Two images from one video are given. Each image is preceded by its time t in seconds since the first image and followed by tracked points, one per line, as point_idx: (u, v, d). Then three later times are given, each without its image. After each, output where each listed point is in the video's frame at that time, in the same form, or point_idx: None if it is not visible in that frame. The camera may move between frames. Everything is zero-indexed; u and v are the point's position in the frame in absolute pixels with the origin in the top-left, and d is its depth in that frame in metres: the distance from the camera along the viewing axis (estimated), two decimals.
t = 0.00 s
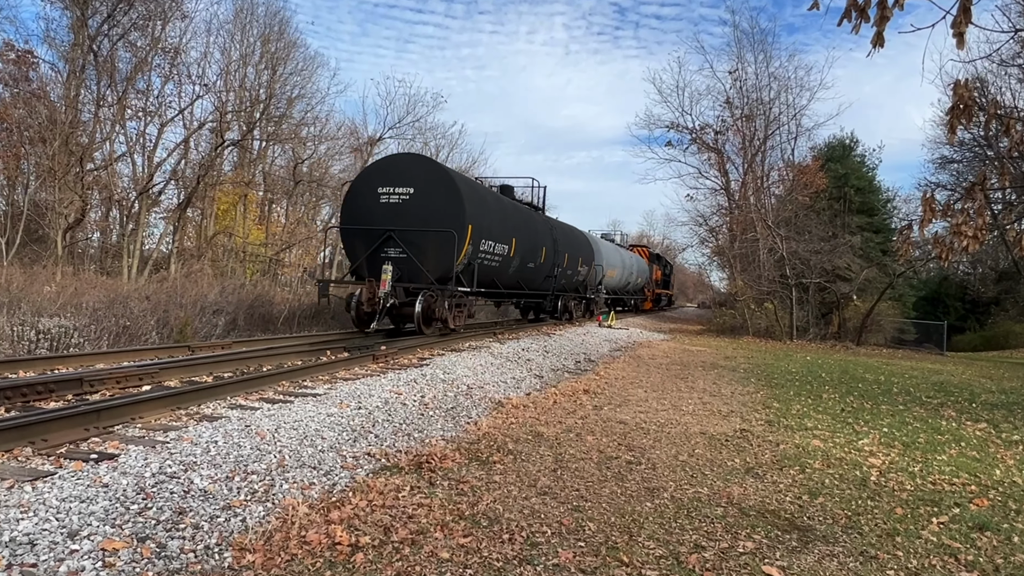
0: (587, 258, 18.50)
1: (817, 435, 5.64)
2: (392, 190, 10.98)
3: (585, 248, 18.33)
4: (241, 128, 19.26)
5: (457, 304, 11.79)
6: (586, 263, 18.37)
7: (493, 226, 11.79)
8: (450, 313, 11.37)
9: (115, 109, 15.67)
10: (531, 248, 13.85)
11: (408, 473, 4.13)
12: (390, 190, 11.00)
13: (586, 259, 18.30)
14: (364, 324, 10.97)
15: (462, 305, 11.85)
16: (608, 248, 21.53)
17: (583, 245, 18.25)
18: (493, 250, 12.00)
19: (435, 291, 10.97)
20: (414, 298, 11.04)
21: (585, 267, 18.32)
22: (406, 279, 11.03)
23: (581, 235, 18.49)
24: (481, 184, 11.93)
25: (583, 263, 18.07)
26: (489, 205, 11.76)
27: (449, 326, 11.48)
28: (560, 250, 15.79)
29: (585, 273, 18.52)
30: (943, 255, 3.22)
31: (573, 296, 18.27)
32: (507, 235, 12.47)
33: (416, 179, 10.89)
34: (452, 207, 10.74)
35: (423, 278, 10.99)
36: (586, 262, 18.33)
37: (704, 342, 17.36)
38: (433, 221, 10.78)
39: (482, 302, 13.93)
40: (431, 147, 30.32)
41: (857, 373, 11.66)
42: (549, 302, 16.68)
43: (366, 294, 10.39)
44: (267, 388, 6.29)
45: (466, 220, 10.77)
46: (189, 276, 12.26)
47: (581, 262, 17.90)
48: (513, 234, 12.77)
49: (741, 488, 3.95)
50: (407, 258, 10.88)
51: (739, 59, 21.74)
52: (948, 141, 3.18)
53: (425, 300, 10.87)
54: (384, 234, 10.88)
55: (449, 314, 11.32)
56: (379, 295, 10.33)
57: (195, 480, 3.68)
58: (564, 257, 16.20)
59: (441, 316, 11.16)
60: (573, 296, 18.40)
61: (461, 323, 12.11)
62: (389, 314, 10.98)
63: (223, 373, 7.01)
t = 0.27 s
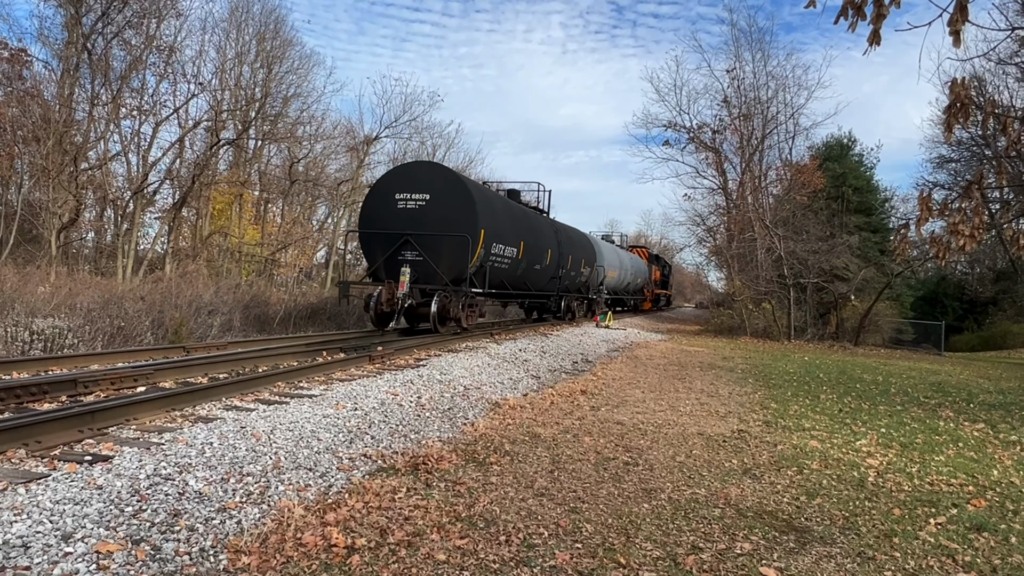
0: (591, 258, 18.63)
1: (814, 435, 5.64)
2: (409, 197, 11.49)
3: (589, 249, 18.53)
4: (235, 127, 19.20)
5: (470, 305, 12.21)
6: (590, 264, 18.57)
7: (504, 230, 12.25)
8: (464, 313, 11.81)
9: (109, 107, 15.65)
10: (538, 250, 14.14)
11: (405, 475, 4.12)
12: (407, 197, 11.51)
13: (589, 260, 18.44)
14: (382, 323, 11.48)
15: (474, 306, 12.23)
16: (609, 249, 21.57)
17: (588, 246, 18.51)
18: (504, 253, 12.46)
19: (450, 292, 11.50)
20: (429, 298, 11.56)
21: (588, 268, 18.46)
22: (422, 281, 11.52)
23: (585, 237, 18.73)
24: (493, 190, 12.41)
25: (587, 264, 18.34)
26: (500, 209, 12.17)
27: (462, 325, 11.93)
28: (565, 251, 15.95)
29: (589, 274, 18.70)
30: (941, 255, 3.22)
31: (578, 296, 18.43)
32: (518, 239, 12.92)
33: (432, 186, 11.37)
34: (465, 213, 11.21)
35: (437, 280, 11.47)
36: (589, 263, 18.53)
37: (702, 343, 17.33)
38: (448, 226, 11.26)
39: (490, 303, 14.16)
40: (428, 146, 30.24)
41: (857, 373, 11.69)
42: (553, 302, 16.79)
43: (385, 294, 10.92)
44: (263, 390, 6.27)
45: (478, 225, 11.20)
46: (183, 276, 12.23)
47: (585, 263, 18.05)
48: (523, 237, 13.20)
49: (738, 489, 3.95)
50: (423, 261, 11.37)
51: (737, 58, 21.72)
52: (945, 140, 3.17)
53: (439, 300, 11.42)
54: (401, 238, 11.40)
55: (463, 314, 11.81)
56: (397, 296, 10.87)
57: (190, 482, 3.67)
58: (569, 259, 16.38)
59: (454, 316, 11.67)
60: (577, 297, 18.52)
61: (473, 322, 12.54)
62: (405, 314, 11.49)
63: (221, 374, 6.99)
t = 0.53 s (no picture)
0: (593, 259, 18.78)
1: (810, 434, 5.64)
2: (424, 202, 11.82)
3: (592, 250, 18.68)
4: (231, 126, 19.16)
5: (481, 304, 12.77)
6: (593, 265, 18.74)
7: (515, 234, 12.59)
8: (476, 311, 12.38)
9: (105, 107, 15.60)
10: (545, 252, 14.36)
11: (402, 474, 4.11)
12: (422, 202, 11.84)
13: (592, 260, 18.54)
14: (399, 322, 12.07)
15: (485, 305, 12.78)
16: (609, 249, 21.63)
17: (591, 247, 18.70)
18: (514, 256, 12.78)
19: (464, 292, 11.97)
20: (443, 298, 11.99)
21: (591, 268, 18.58)
22: (436, 282, 11.85)
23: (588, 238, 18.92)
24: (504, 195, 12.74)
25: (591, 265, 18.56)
26: (510, 213, 12.51)
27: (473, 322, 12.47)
28: (569, 253, 16.07)
29: (592, 274, 18.88)
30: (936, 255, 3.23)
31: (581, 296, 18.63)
32: (527, 242, 13.24)
33: (446, 192, 11.72)
34: (478, 217, 11.56)
35: (451, 281, 11.80)
36: (592, 263, 18.67)
37: (699, 342, 17.29)
38: (461, 230, 11.59)
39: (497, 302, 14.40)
40: (424, 145, 30.23)
41: (853, 372, 11.72)
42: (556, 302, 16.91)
43: (403, 294, 11.54)
44: (260, 389, 6.26)
45: (490, 229, 11.57)
46: (179, 276, 12.20)
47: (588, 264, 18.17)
48: (532, 240, 13.53)
49: (736, 488, 3.95)
50: (437, 264, 11.69)
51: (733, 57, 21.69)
52: (941, 139, 3.17)
53: (454, 300, 11.95)
54: (417, 241, 11.72)
55: (474, 312, 12.38)
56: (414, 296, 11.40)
57: (186, 482, 3.66)
58: (573, 260, 16.50)
59: (466, 314, 12.18)
60: (579, 296, 18.64)
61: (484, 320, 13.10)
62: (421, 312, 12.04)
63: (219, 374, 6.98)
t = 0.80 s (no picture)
0: (596, 259, 18.86)
1: (807, 433, 5.65)
2: (437, 206, 11.95)
3: (594, 250, 18.76)
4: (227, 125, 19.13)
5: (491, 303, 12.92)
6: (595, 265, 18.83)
7: (524, 237, 12.76)
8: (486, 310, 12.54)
9: (101, 106, 15.57)
10: (551, 252, 14.44)
11: (399, 474, 4.11)
12: (435, 206, 11.97)
13: (594, 260, 18.59)
14: (413, 320, 12.30)
15: (495, 304, 12.93)
16: (610, 249, 21.65)
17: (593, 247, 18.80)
18: (523, 257, 12.95)
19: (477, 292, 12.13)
20: (455, 298, 12.15)
21: (593, 268, 18.65)
22: (449, 283, 12.02)
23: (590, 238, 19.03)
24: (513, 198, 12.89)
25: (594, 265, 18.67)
26: (519, 215, 12.67)
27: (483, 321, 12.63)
28: (573, 253, 16.17)
29: (594, 274, 18.98)
30: (931, 253, 3.24)
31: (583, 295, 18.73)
32: (536, 244, 13.41)
33: (457, 195, 11.83)
34: (489, 221, 11.71)
35: (463, 281, 11.99)
36: (594, 263, 18.75)
37: (697, 341, 17.34)
38: (473, 233, 11.74)
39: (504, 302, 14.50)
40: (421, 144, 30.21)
41: (850, 371, 11.76)
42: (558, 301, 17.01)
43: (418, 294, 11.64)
44: (256, 389, 6.25)
45: (500, 231, 11.70)
46: (175, 276, 12.16)
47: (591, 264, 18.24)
48: (540, 242, 13.69)
49: (732, 487, 3.96)
50: (450, 265, 11.85)
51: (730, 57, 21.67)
52: (935, 138, 3.17)
53: (465, 299, 12.08)
54: (430, 244, 11.90)
55: (485, 311, 12.56)
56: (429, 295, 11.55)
57: (182, 482, 3.65)
58: (576, 260, 16.54)
59: (478, 313, 12.38)
60: (581, 296, 18.71)
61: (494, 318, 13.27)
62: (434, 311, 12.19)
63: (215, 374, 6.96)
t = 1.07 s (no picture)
0: (596, 259, 18.89)
1: (804, 432, 5.66)
2: (449, 209, 12.02)
3: (595, 251, 18.80)
4: (221, 124, 19.11)
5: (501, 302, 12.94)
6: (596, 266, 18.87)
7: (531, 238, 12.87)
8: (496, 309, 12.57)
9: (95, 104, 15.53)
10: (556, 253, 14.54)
11: (395, 473, 4.10)
12: (447, 209, 12.04)
13: (595, 261, 18.63)
14: (424, 319, 12.32)
15: (505, 304, 12.95)
16: (610, 249, 21.66)
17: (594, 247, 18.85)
18: (531, 258, 13.05)
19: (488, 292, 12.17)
20: (466, 297, 12.16)
21: (594, 268, 18.67)
22: (460, 285, 12.07)
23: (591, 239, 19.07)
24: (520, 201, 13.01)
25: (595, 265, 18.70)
26: (527, 218, 12.78)
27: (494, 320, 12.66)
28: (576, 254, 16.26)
29: (595, 274, 19.02)
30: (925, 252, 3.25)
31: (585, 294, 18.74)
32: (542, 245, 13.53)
33: (467, 199, 11.92)
34: (500, 223, 11.80)
35: (474, 282, 12.06)
36: (595, 263, 18.79)
37: (693, 340, 17.40)
38: (485, 235, 11.81)
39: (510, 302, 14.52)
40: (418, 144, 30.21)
41: (847, 370, 11.78)
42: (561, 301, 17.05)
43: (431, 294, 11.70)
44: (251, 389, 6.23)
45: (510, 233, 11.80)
46: (171, 276, 12.12)
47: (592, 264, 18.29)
48: (546, 243, 13.80)
49: (729, 486, 3.96)
50: (461, 267, 11.92)
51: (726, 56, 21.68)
52: (929, 137, 3.18)
53: (476, 300, 12.09)
54: (441, 246, 11.96)
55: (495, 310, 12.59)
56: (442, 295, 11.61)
57: (177, 482, 3.64)
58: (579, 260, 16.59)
59: (488, 312, 12.41)
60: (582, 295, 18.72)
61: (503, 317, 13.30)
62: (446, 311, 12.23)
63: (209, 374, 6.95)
